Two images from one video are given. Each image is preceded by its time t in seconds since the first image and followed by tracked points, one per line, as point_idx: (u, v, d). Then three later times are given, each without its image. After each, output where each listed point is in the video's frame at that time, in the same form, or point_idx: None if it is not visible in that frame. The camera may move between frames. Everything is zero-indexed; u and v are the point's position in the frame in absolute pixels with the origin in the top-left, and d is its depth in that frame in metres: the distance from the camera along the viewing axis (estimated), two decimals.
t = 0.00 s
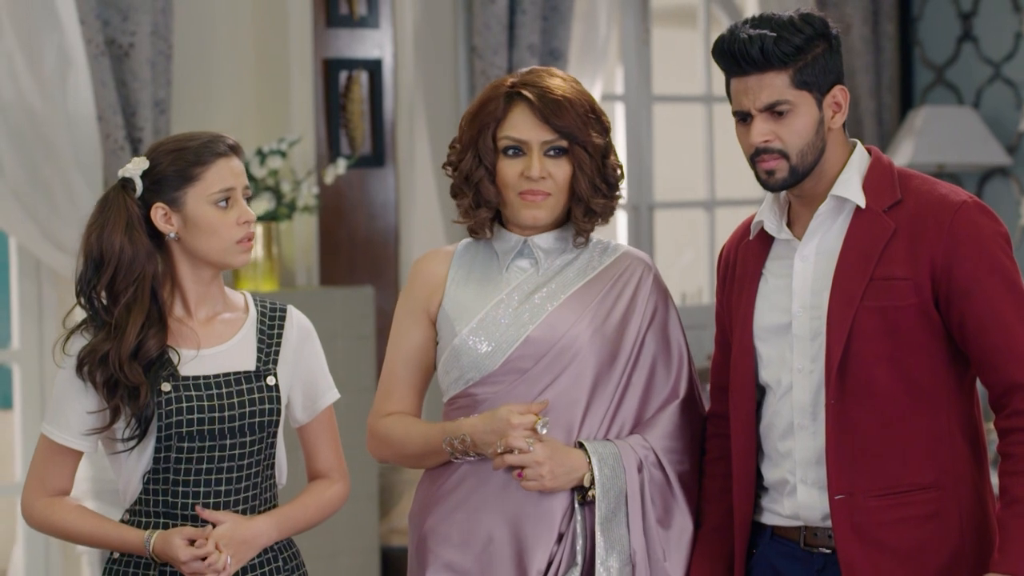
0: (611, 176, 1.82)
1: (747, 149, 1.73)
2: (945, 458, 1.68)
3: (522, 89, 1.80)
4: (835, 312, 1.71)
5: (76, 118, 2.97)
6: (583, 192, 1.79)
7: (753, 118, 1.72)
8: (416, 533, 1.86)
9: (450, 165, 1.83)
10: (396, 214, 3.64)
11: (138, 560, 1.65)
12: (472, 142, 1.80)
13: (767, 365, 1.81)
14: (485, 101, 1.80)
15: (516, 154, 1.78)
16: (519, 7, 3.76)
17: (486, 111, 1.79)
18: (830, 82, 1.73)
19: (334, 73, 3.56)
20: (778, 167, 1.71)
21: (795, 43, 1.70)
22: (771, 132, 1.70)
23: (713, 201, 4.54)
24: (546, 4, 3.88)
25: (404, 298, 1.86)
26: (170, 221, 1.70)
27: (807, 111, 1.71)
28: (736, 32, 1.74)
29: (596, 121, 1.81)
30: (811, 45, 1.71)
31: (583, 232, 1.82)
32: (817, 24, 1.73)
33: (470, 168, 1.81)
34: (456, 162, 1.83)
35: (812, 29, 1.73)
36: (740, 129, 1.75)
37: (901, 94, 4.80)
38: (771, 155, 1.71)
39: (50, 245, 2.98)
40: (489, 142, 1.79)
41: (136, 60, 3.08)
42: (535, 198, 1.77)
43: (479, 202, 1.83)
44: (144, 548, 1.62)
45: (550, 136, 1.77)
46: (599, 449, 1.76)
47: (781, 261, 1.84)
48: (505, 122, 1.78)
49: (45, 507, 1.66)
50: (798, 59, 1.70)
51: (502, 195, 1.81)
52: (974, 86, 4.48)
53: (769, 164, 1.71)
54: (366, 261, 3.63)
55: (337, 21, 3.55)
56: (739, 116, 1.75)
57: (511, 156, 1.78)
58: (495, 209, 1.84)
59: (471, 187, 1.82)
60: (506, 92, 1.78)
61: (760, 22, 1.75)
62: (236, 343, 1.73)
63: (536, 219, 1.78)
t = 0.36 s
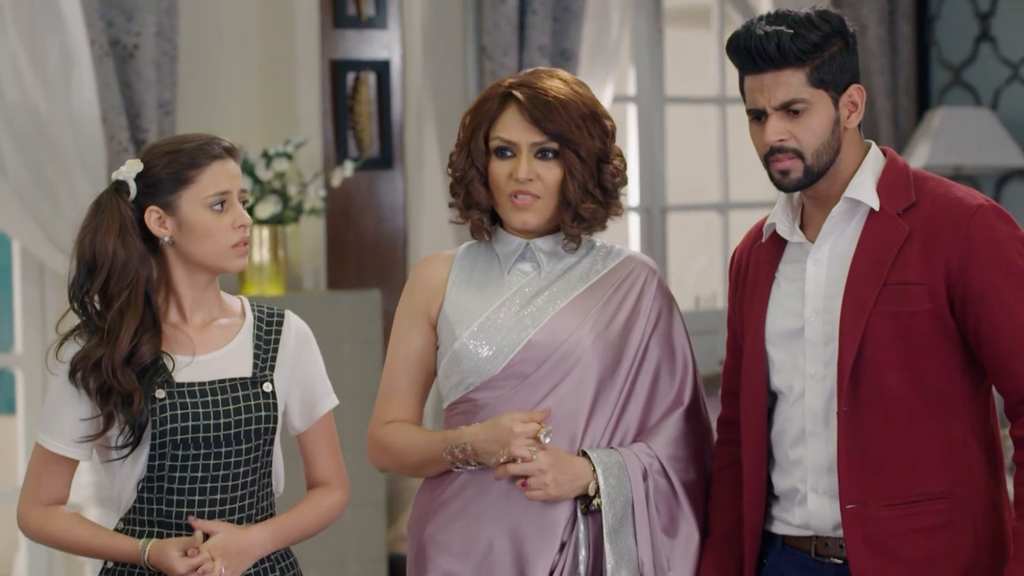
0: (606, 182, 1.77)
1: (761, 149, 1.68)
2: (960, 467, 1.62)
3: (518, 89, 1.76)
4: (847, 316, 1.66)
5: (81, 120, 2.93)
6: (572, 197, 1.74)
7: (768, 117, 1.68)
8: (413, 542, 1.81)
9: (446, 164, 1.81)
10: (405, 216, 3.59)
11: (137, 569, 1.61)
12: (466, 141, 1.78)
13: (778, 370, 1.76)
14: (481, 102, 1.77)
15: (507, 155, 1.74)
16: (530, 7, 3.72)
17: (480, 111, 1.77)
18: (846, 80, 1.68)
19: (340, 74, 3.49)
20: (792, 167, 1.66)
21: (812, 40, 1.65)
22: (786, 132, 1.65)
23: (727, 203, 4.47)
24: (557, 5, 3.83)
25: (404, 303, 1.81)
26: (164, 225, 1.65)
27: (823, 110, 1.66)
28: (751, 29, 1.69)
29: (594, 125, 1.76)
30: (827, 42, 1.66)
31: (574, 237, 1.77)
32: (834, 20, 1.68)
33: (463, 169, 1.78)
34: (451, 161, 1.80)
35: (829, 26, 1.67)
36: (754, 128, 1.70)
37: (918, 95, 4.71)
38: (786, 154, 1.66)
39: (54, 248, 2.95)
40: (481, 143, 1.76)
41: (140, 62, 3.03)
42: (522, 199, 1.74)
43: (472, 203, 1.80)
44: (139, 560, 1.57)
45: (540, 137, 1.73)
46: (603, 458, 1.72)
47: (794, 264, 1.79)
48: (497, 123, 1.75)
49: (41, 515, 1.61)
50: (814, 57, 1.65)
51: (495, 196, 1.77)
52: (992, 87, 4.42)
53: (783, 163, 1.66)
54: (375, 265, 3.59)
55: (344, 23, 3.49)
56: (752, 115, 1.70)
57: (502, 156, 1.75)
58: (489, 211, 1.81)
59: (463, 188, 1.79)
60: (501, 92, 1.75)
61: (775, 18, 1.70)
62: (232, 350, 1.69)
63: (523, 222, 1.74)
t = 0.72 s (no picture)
0: (612, 181, 1.72)
1: (775, 145, 1.63)
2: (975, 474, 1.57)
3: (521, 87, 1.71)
4: (860, 320, 1.60)
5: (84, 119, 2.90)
6: (579, 196, 1.69)
7: (783, 113, 1.62)
8: (412, 548, 1.77)
9: (446, 164, 1.75)
10: (413, 216, 3.55)
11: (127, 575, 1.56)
12: (469, 141, 1.72)
13: (789, 374, 1.70)
14: (484, 100, 1.72)
15: (512, 154, 1.69)
16: (541, 4, 3.67)
17: (483, 110, 1.71)
18: (863, 77, 1.63)
19: (348, 72, 3.45)
20: (807, 164, 1.61)
21: (829, 34, 1.60)
22: (801, 129, 1.60)
23: (743, 203, 4.40)
24: (569, 2, 3.78)
25: (403, 307, 1.76)
26: (151, 226, 1.62)
27: (839, 107, 1.60)
28: (766, 23, 1.64)
29: (598, 124, 1.72)
30: (843, 37, 1.61)
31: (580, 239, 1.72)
32: (851, 14, 1.63)
33: (466, 169, 1.72)
34: (453, 162, 1.74)
35: (845, 20, 1.62)
36: (768, 124, 1.64)
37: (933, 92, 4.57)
38: (801, 151, 1.60)
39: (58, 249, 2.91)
40: (485, 142, 1.71)
41: (144, 60, 3.00)
42: (529, 200, 1.68)
43: (475, 203, 1.74)
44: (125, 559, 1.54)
45: (547, 136, 1.68)
46: (605, 464, 1.67)
47: (808, 266, 1.73)
48: (502, 122, 1.70)
49: (29, 519, 1.58)
50: (831, 52, 1.60)
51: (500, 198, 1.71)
52: (1013, 85, 4.34)
53: (798, 161, 1.61)
54: (384, 266, 3.55)
55: (352, 20, 3.45)
56: (766, 112, 1.65)
57: (508, 155, 1.69)
58: (492, 212, 1.75)
59: (466, 188, 1.73)
60: (504, 91, 1.70)
61: (791, 12, 1.64)
62: (225, 354, 1.63)
63: (531, 223, 1.69)
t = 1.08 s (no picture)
0: (617, 181, 1.67)
1: (790, 144, 1.57)
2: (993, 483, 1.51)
3: (524, 86, 1.66)
4: (875, 324, 1.55)
5: (88, 118, 2.86)
6: (586, 197, 1.65)
7: (799, 112, 1.56)
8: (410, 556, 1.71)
9: (447, 165, 1.69)
10: (423, 216, 3.50)
11: None
12: (472, 142, 1.67)
13: (802, 377, 1.64)
14: (486, 99, 1.66)
15: (517, 155, 1.64)
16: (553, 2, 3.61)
17: (486, 110, 1.65)
18: (881, 74, 1.57)
19: (358, 71, 3.40)
20: (823, 164, 1.55)
21: (846, 30, 1.54)
22: (818, 128, 1.54)
23: (759, 203, 4.33)
24: None
25: (403, 310, 1.71)
26: (134, 229, 1.58)
27: (855, 105, 1.55)
28: (780, 18, 1.58)
29: (603, 122, 1.66)
30: (861, 33, 1.55)
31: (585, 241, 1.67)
32: (868, 9, 1.57)
33: (469, 170, 1.67)
34: (455, 163, 1.69)
35: (862, 16, 1.57)
36: (783, 123, 1.58)
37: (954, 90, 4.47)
38: (817, 151, 1.54)
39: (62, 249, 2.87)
40: (489, 143, 1.65)
41: (150, 58, 2.96)
42: (535, 202, 1.63)
43: (478, 205, 1.69)
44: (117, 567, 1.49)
45: (552, 136, 1.63)
46: (611, 472, 1.61)
47: (822, 267, 1.66)
48: (506, 122, 1.64)
49: (18, 525, 1.53)
50: (849, 48, 1.55)
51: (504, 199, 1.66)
52: None
53: (814, 160, 1.55)
54: (394, 266, 3.49)
55: (361, 17, 3.40)
56: (780, 110, 1.59)
57: (512, 156, 1.64)
58: (496, 213, 1.69)
59: (469, 190, 1.68)
60: (507, 90, 1.65)
61: (806, 7, 1.58)
62: (218, 359, 1.59)
63: (536, 227, 1.64)
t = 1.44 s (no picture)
0: (622, 183, 1.62)
1: (806, 144, 1.51)
2: (1012, 494, 1.46)
3: (527, 85, 1.61)
4: (891, 327, 1.49)
5: (95, 120, 2.82)
6: (589, 200, 1.60)
7: (815, 110, 1.50)
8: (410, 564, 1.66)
9: (450, 165, 1.65)
10: (436, 218, 3.46)
11: None
12: (474, 142, 1.62)
13: (816, 382, 1.58)
14: (489, 99, 1.61)
15: (519, 155, 1.59)
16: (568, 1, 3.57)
17: (488, 109, 1.61)
18: (901, 72, 1.51)
19: (369, 71, 3.36)
20: (840, 164, 1.49)
21: (865, 27, 1.49)
22: (834, 127, 1.48)
23: (778, 205, 4.26)
24: None
25: (405, 315, 1.66)
26: (122, 231, 1.54)
27: (873, 104, 1.49)
28: (798, 14, 1.53)
29: (608, 123, 1.61)
30: (880, 29, 1.50)
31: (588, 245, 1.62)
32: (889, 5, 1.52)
33: (471, 171, 1.62)
34: (457, 163, 1.64)
35: (882, 12, 1.51)
36: (799, 121, 1.53)
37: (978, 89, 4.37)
38: (834, 150, 1.49)
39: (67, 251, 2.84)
40: (491, 143, 1.60)
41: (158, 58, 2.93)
42: (538, 204, 1.59)
43: (480, 206, 1.65)
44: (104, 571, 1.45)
45: (556, 138, 1.58)
46: (616, 480, 1.56)
47: (838, 270, 1.61)
48: (509, 123, 1.60)
49: (8, 532, 1.49)
50: (868, 44, 1.49)
51: (507, 201, 1.61)
52: None
53: (830, 160, 1.49)
54: (405, 268, 3.45)
55: (373, 16, 3.36)
56: (797, 109, 1.53)
57: (515, 157, 1.59)
58: (499, 215, 1.65)
59: (471, 191, 1.63)
60: (510, 90, 1.60)
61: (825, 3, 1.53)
62: (212, 365, 1.55)
63: (538, 228, 1.59)
